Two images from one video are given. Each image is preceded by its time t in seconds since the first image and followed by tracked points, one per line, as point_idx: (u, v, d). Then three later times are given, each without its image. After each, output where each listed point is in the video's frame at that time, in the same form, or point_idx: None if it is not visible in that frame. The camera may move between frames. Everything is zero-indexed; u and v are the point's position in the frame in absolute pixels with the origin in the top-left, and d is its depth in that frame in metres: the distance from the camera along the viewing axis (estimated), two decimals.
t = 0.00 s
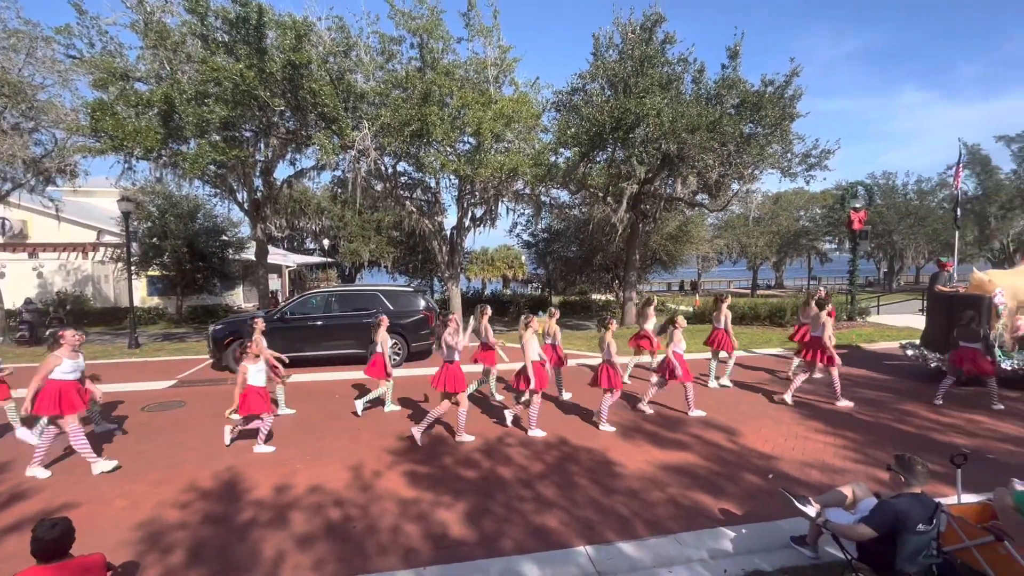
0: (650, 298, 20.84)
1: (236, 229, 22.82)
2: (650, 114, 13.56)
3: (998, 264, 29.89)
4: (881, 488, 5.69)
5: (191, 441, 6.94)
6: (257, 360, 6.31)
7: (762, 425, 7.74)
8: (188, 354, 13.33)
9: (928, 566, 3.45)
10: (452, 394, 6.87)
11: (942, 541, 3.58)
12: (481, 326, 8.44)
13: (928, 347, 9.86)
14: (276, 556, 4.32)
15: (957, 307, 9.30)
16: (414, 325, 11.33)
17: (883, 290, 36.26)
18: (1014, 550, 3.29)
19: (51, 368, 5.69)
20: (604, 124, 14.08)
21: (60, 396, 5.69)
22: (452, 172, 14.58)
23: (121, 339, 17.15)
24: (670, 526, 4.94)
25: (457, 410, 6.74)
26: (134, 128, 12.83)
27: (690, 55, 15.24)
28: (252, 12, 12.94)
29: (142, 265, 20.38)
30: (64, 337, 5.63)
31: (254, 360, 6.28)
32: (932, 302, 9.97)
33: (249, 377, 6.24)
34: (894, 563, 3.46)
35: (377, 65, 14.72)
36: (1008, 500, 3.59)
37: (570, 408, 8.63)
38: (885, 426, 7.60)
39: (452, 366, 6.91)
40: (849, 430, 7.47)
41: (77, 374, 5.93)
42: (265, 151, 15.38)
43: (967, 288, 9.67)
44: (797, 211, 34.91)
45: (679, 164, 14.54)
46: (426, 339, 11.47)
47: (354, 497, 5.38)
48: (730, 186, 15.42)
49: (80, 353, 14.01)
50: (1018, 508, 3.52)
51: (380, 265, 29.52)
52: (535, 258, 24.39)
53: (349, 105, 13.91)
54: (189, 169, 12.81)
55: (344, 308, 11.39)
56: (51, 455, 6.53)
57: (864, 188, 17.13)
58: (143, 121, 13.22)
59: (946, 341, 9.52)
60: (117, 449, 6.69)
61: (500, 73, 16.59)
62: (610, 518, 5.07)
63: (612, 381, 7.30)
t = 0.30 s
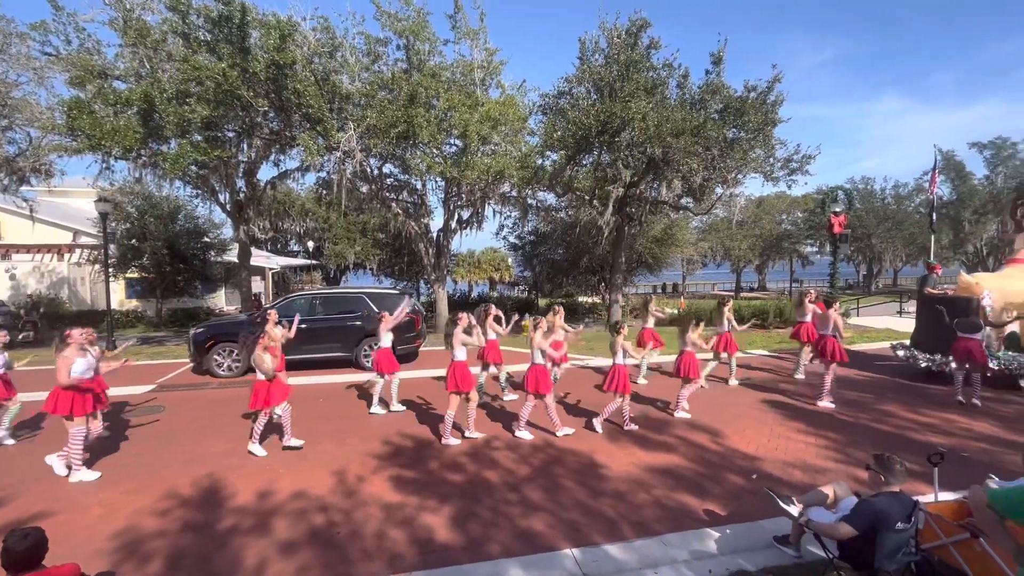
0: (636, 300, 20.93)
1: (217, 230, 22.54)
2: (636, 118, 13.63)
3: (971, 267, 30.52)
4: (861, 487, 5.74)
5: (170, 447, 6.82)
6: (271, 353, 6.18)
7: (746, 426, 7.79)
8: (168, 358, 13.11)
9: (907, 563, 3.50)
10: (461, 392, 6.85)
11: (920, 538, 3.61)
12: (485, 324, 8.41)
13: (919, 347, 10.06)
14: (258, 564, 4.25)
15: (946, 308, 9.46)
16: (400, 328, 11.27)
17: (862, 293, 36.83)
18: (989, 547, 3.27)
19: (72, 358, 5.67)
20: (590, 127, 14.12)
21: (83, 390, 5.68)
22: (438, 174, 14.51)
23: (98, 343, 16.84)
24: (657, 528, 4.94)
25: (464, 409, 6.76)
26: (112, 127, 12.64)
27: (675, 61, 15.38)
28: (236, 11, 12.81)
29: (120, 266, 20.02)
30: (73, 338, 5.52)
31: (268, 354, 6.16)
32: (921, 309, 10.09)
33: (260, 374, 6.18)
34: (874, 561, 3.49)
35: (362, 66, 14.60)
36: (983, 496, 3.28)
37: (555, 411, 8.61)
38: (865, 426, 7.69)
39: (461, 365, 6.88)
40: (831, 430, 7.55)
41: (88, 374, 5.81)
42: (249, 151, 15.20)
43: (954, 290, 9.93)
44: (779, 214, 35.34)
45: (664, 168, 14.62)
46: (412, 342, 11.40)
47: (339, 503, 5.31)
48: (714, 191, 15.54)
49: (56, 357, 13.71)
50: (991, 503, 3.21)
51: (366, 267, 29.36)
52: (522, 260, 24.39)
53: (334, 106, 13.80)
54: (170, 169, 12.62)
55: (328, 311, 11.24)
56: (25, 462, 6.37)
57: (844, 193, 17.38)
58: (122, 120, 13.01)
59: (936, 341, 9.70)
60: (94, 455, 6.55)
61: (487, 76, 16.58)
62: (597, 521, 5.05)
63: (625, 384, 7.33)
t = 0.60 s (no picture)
0: (621, 303, 21.01)
1: (199, 232, 22.24)
2: (622, 122, 13.68)
3: (948, 270, 31.08)
4: (843, 486, 5.79)
5: (150, 453, 6.68)
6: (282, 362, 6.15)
7: (731, 428, 7.84)
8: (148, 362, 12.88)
9: (887, 561, 3.50)
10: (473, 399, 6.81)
11: (898, 536, 3.58)
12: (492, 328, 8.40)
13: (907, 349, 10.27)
14: (239, 572, 4.16)
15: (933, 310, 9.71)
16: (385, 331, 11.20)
17: (842, 296, 37.37)
18: (966, 544, 3.29)
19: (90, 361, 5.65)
20: (576, 131, 14.14)
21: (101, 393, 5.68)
22: (424, 177, 14.43)
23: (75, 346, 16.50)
24: (643, 530, 4.93)
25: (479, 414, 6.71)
26: (89, 127, 12.42)
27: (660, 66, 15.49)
28: (218, 10, 12.67)
29: (98, 269, 19.64)
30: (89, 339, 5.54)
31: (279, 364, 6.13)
32: (910, 310, 10.27)
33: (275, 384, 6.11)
34: (855, 559, 3.49)
35: (348, 68, 14.47)
36: (955, 497, 3.36)
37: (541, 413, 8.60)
38: (845, 426, 7.77)
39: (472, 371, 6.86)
40: (813, 431, 7.63)
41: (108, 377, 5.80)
42: (231, 153, 15.01)
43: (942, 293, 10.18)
44: (762, 218, 35.73)
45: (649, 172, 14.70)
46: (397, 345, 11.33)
47: (323, 509, 5.24)
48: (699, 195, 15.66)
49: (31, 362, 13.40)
50: (964, 504, 3.29)
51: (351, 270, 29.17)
52: (508, 263, 24.38)
53: (319, 107, 13.68)
54: (149, 170, 12.41)
55: (312, 314, 11.16)
56: None
57: (824, 198, 17.63)
58: (100, 119, 12.79)
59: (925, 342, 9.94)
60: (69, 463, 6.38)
61: (474, 79, 16.58)
62: (583, 523, 5.04)
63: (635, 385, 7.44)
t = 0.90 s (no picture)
0: (608, 306, 21.08)
1: (181, 235, 21.96)
2: (609, 127, 13.73)
3: (927, 274, 31.59)
4: (827, 488, 5.83)
5: (129, 461, 6.54)
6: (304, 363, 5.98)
7: (717, 430, 7.88)
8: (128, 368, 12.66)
9: (869, 561, 3.51)
10: (483, 398, 6.74)
11: (880, 536, 3.58)
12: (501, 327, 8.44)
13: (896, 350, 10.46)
14: None
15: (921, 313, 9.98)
16: (371, 335, 11.11)
17: (824, 299, 37.82)
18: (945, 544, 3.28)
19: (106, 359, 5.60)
20: (564, 135, 14.18)
21: (122, 389, 5.64)
22: (411, 180, 14.36)
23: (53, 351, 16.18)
24: (630, 532, 4.93)
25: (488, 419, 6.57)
26: (68, 127, 12.22)
27: (645, 71, 15.59)
28: (201, 11, 12.57)
29: (77, 272, 19.28)
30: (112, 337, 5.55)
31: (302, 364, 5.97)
32: (900, 312, 10.44)
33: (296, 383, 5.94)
34: (838, 559, 3.50)
35: (335, 69, 14.37)
36: (934, 502, 3.30)
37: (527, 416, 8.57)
38: (828, 427, 7.83)
39: (484, 370, 6.78)
40: (798, 432, 7.68)
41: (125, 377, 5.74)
42: (215, 154, 14.84)
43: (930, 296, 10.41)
44: (746, 222, 36.08)
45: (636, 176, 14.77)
46: (383, 348, 11.25)
47: (307, 515, 5.17)
48: (684, 200, 15.77)
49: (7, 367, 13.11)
50: (945, 510, 3.25)
51: (336, 273, 28.97)
52: (496, 266, 24.37)
53: (304, 109, 13.57)
54: (131, 171, 12.23)
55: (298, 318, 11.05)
56: None
57: (805, 203, 17.85)
58: (79, 119, 12.59)
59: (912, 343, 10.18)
60: (45, 471, 6.23)
61: (461, 82, 16.58)
62: (571, 527, 5.02)
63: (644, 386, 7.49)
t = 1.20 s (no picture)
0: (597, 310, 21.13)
1: (166, 237, 21.71)
2: (598, 131, 13.76)
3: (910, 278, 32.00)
4: (815, 490, 5.86)
5: (111, 468, 6.43)
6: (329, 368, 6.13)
7: (706, 432, 7.90)
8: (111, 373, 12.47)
9: (855, 561, 3.54)
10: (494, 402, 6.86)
11: (866, 537, 3.63)
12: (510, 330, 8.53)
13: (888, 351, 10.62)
14: None
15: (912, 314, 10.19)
16: (360, 339, 11.02)
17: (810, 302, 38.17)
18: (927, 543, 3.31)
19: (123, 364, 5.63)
20: (553, 139, 14.20)
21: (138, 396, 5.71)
22: (400, 183, 14.29)
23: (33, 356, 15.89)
24: (620, 536, 4.91)
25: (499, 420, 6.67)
26: (49, 128, 12.05)
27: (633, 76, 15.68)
28: (188, 11, 12.47)
29: (58, 275, 18.97)
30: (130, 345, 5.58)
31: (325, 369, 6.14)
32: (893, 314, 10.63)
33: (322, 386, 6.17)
34: (823, 559, 3.51)
35: (323, 72, 14.29)
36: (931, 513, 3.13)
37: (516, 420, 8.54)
38: (814, 429, 7.90)
39: (495, 375, 6.87)
40: (785, 434, 7.73)
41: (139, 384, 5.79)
42: (201, 156, 14.70)
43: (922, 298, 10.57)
44: (733, 226, 36.35)
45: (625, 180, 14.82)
46: (372, 353, 11.17)
47: (294, 523, 5.10)
48: (672, 204, 15.85)
49: None
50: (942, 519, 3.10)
51: (325, 276, 28.78)
52: (485, 270, 24.36)
53: (292, 111, 13.47)
54: (113, 173, 12.08)
55: (285, 322, 10.94)
56: None
57: (790, 208, 18.04)
58: (60, 120, 12.41)
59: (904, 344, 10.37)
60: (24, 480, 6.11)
61: (450, 86, 16.58)
62: (561, 531, 5.00)
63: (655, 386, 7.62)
